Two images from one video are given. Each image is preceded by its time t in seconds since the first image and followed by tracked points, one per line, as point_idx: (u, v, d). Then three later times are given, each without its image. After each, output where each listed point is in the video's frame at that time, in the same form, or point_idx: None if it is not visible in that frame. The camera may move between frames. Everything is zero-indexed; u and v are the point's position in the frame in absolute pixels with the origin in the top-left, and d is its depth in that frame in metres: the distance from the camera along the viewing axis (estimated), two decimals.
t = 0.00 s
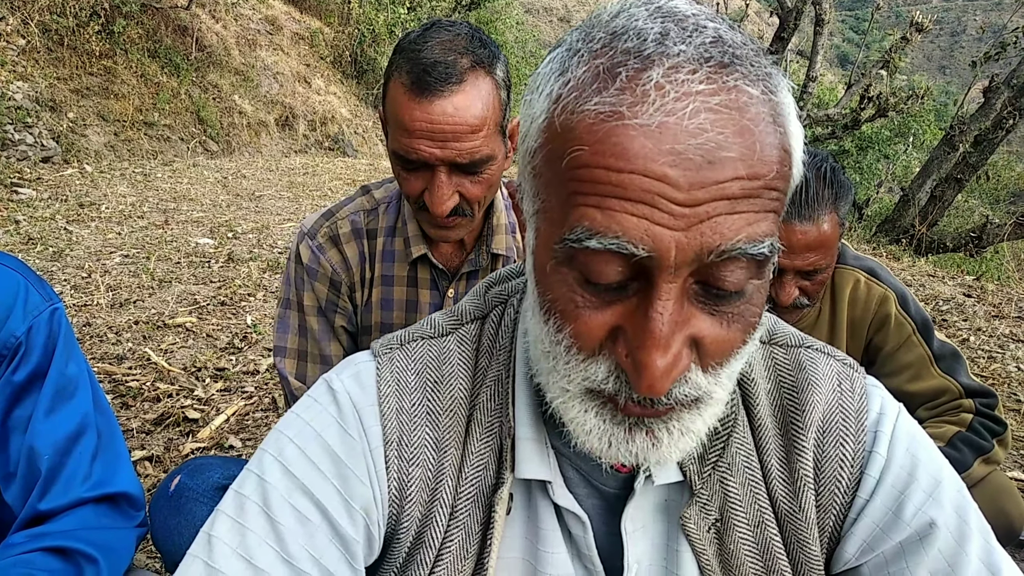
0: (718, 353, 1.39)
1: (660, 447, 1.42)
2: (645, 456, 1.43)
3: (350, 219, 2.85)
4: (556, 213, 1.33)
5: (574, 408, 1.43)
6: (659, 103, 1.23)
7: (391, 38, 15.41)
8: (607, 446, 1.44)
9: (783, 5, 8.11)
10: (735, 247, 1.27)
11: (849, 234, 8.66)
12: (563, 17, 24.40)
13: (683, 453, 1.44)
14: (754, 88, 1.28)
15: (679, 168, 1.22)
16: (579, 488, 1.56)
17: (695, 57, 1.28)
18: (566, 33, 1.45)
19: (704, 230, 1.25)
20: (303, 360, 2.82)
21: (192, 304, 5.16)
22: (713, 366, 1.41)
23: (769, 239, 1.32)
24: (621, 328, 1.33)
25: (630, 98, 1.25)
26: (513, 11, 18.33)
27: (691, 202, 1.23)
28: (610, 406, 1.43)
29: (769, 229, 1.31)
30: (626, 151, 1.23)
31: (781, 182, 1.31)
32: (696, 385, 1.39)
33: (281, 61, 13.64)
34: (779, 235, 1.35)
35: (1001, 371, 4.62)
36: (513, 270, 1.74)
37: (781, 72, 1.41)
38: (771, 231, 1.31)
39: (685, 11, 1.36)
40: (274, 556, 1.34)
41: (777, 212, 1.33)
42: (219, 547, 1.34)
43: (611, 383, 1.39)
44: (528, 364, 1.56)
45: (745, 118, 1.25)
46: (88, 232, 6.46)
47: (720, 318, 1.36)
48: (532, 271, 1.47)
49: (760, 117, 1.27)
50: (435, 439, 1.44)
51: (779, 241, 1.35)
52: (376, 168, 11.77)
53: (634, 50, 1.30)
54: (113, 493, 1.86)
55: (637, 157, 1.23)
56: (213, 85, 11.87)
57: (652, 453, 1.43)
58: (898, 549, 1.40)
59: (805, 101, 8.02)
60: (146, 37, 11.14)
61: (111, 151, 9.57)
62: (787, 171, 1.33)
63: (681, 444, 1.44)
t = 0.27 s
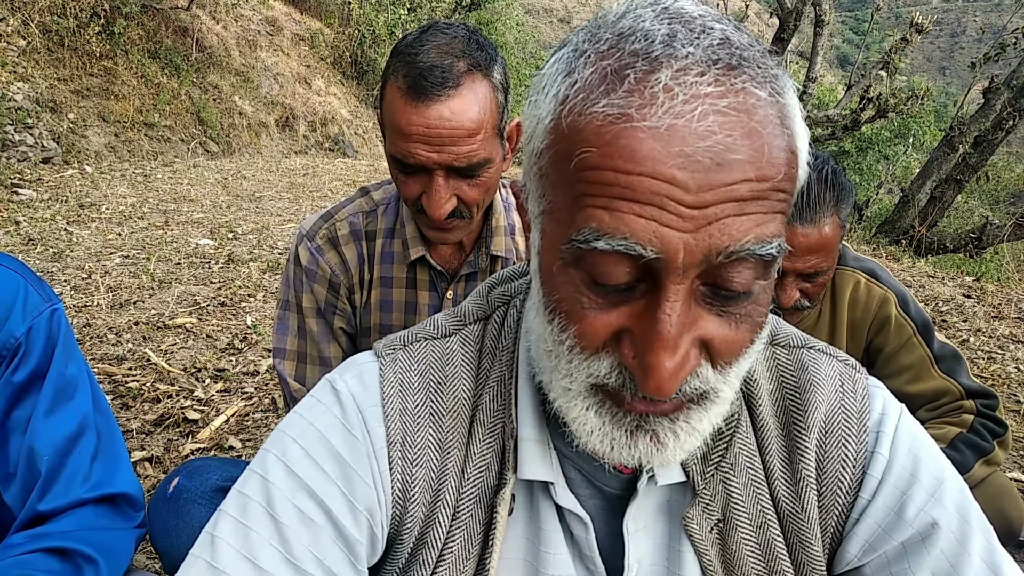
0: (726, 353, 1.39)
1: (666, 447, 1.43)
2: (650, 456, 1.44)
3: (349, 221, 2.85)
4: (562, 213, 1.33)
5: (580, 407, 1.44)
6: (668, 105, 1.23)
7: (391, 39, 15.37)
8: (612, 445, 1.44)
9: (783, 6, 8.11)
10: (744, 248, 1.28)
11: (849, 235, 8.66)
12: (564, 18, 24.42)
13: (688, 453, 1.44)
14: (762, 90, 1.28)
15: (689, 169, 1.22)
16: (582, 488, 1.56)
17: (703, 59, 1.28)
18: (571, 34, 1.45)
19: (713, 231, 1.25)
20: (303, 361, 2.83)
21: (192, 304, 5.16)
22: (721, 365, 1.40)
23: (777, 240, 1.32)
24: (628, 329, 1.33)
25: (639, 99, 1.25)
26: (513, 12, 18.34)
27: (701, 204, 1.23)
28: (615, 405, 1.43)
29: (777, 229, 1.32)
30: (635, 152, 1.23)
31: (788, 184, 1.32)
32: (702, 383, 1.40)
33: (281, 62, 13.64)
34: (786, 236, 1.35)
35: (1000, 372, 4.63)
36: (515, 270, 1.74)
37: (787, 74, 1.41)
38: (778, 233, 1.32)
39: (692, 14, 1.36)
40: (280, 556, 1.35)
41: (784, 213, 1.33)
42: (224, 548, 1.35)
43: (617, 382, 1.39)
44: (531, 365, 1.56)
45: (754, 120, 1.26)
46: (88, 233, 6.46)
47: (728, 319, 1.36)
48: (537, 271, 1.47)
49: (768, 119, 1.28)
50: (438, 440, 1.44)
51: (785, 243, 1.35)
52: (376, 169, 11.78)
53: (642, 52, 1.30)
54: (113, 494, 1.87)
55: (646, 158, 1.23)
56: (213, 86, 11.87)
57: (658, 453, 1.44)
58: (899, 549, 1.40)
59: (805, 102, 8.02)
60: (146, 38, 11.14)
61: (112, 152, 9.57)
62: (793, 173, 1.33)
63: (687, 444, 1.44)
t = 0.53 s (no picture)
0: (731, 338, 1.39)
1: (673, 436, 1.42)
2: (657, 445, 1.43)
3: (347, 218, 2.85)
4: (567, 198, 1.33)
5: (583, 397, 1.43)
6: (674, 85, 1.24)
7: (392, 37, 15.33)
8: (617, 435, 1.43)
9: (784, 3, 8.10)
10: (749, 227, 1.28)
11: (849, 233, 8.65)
12: (564, 15, 24.40)
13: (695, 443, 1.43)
14: (765, 72, 1.30)
15: (694, 148, 1.23)
16: (582, 484, 1.56)
17: (706, 41, 1.30)
18: (571, 26, 1.45)
19: (719, 209, 1.25)
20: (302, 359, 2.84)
21: (192, 303, 5.16)
22: (726, 351, 1.40)
23: (782, 219, 1.32)
24: (634, 314, 1.33)
25: (644, 80, 1.25)
26: (514, 9, 18.31)
27: (707, 182, 1.24)
28: (619, 394, 1.42)
29: (782, 209, 1.32)
30: (641, 132, 1.24)
31: (792, 163, 1.33)
32: (708, 369, 1.39)
33: (281, 60, 13.63)
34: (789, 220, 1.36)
35: (1001, 369, 4.62)
36: (515, 267, 1.74)
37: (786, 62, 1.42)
38: (782, 213, 1.32)
39: None
40: (279, 551, 1.35)
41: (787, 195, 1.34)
42: (223, 543, 1.35)
43: (622, 369, 1.39)
44: (532, 359, 1.56)
45: (757, 99, 1.27)
46: (88, 232, 6.46)
47: (733, 302, 1.36)
48: (541, 261, 1.47)
49: (772, 99, 1.29)
50: (437, 434, 1.44)
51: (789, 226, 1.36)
52: (376, 167, 11.77)
53: (645, 36, 1.31)
54: (112, 493, 1.86)
55: (652, 138, 1.24)
56: (213, 84, 11.87)
57: (665, 443, 1.43)
58: (899, 544, 1.39)
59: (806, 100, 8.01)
60: (146, 36, 11.13)
61: (112, 151, 9.58)
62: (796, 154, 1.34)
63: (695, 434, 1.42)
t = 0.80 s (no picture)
0: (719, 316, 1.39)
1: (663, 414, 1.42)
2: (647, 425, 1.42)
3: (346, 217, 2.84)
4: (554, 176, 1.35)
5: (574, 376, 1.43)
6: (655, 57, 1.27)
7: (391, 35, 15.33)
8: (607, 415, 1.42)
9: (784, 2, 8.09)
10: (732, 198, 1.29)
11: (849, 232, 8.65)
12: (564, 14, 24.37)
13: (686, 422, 1.43)
14: (745, 47, 1.33)
15: (675, 118, 1.25)
16: (580, 477, 1.54)
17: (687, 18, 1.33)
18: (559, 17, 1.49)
19: (702, 180, 1.27)
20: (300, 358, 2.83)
21: (192, 302, 5.16)
22: (715, 329, 1.40)
23: (765, 193, 1.34)
24: (621, 289, 1.33)
25: (626, 53, 1.28)
26: (514, 8, 18.29)
27: (689, 152, 1.26)
28: (609, 371, 1.42)
29: (765, 183, 1.33)
30: (624, 103, 1.26)
31: (775, 137, 1.34)
32: (697, 346, 1.39)
33: (281, 59, 13.61)
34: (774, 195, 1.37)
35: (1001, 369, 4.62)
36: (512, 261, 1.74)
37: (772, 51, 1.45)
38: (766, 187, 1.33)
39: None
40: (279, 542, 1.34)
41: (771, 169, 1.35)
42: (223, 534, 1.34)
43: (612, 346, 1.38)
44: (528, 348, 1.56)
45: (737, 71, 1.29)
46: (88, 230, 6.45)
47: (720, 279, 1.36)
48: (531, 245, 1.47)
49: (753, 74, 1.31)
50: (433, 424, 1.43)
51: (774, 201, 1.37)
52: (376, 166, 11.75)
53: (629, 14, 1.35)
54: (112, 491, 1.86)
55: (635, 108, 1.26)
56: (213, 83, 11.85)
57: (655, 422, 1.42)
58: (897, 535, 1.39)
59: (806, 99, 8.00)
60: (146, 34, 11.12)
61: (111, 149, 9.56)
62: (780, 128, 1.35)
63: (684, 412, 1.42)
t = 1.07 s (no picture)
0: (737, 320, 1.39)
1: (679, 416, 1.42)
2: (662, 426, 1.43)
3: (346, 215, 2.84)
4: (570, 181, 1.34)
5: (589, 380, 1.43)
6: (675, 65, 1.26)
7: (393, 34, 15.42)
8: (623, 418, 1.43)
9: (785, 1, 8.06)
10: (752, 206, 1.29)
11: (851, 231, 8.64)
12: (565, 13, 24.36)
13: (702, 425, 1.43)
14: (765, 53, 1.32)
15: (696, 126, 1.24)
16: (585, 478, 1.55)
17: (707, 22, 1.32)
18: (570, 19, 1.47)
19: (722, 189, 1.26)
20: (302, 356, 2.82)
21: (193, 300, 5.16)
22: (732, 333, 1.40)
23: (784, 199, 1.34)
24: (638, 295, 1.33)
25: (646, 61, 1.27)
26: (515, 6, 18.29)
27: (710, 160, 1.25)
28: (623, 374, 1.43)
29: (785, 188, 1.33)
30: (644, 111, 1.25)
31: (793, 143, 1.34)
32: (713, 352, 1.39)
33: (283, 58, 13.62)
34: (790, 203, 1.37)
35: (1003, 367, 4.62)
36: (517, 261, 1.75)
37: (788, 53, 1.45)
38: (784, 194, 1.33)
39: None
40: (289, 545, 1.33)
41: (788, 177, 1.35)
42: (232, 536, 1.32)
43: (627, 349, 1.39)
44: (535, 348, 1.56)
45: (757, 79, 1.28)
46: (89, 229, 6.45)
47: (738, 285, 1.36)
48: (543, 247, 1.47)
49: (773, 79, 1.30)
50: (442, 427, 1.43)
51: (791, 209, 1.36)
52: (378, 165, 11.76)
53: (647, 19, 1.33)
54: (113, 490, 1.86)
55: (655, 117, 1.25)
56: (214, 82, 11.86)
57: (671, 424, 1.43)
58: (898, 536, 1.38)
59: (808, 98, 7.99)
60: (147, 33, 11.12)
61: (113, 148, 9.57)
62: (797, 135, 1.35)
63: (700, 414, 1.43)
